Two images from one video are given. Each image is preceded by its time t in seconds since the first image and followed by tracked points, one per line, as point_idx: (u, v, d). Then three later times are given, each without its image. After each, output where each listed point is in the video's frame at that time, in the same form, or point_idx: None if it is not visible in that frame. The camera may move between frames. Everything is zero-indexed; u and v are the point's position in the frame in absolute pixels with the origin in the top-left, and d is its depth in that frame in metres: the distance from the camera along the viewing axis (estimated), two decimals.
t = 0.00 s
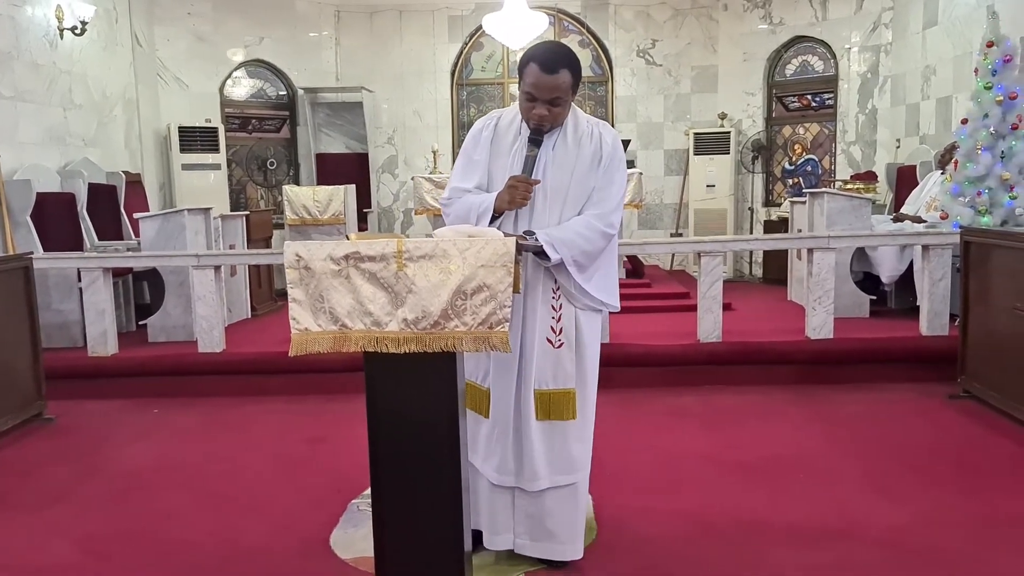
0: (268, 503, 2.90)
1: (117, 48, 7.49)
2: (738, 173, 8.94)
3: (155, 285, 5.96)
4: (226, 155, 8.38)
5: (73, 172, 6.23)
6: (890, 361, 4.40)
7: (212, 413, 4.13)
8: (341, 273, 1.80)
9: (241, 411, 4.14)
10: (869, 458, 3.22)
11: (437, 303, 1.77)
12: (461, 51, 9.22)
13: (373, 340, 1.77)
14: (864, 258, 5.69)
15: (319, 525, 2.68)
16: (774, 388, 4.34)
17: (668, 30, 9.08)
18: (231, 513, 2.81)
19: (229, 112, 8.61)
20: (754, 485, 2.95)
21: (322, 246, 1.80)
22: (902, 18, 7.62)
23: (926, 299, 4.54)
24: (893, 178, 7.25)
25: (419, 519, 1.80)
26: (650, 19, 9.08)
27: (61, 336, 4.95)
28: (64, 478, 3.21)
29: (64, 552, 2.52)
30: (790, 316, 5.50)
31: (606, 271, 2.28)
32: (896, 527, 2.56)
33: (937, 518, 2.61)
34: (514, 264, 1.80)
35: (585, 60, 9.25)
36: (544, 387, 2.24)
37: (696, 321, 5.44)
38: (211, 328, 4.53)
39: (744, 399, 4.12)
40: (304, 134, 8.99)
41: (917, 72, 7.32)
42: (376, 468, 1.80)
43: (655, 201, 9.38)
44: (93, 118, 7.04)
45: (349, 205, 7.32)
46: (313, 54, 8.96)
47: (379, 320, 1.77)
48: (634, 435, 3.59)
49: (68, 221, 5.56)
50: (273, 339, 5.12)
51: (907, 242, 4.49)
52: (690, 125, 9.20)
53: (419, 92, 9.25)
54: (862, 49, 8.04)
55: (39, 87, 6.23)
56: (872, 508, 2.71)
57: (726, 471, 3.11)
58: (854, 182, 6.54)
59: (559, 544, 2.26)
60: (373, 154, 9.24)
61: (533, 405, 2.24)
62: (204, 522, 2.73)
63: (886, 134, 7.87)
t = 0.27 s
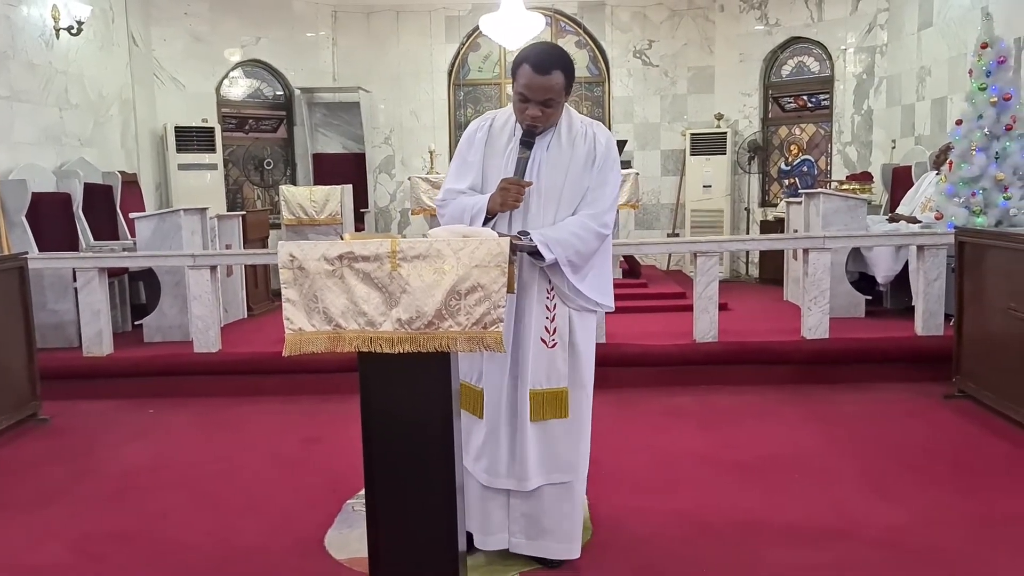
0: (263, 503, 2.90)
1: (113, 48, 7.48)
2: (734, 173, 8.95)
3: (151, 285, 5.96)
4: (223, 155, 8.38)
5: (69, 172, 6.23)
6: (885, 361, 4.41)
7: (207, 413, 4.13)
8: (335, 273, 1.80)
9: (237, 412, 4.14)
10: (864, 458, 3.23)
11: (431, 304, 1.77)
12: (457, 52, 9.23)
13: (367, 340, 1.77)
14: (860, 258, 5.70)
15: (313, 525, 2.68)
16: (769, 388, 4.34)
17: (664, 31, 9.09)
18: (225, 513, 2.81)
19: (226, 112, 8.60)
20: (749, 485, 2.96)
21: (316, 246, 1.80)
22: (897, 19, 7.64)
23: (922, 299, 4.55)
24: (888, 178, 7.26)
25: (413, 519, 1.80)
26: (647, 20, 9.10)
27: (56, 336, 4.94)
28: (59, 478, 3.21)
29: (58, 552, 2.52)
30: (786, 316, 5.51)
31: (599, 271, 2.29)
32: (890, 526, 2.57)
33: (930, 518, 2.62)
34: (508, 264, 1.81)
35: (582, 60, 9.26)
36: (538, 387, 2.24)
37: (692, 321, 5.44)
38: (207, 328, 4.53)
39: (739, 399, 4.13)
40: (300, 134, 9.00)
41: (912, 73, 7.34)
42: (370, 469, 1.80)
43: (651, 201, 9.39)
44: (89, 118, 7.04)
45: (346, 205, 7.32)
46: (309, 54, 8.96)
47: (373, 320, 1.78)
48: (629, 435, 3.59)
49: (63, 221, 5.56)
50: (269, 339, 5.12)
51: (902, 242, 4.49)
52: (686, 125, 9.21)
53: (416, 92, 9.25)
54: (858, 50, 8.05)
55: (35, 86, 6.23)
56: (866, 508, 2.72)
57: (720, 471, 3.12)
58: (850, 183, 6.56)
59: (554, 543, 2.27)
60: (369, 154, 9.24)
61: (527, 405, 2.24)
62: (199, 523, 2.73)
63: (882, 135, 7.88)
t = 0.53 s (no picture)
0: (257, 504, 2.89)
1: (108, 48, 7.46)
2: (730, 175, 8.96)
3: (145, 286, 5.94)
4: (218, 156, 8.36)
5: (63, 172, 6.21)
6: (880, 362, 4.42)
7: (202, 414, 4.12)
8: (330, 275, 1.79)
9: (231, 413, 4.13)
10: (859, 458, 3.23)
11: (426, 305, 1.77)
12: (453, 53, 9.22)
13: (362, 341, 1.77)
14: (855, 259, 5.71)
15: (308, 527, 2.67)
16: (764, 389, 4.35)
17: (660, 32, 9.10)
18: (220, 515, 2.80)
19: (221, 112, 8.59)
20: (744, 486, 2.96)
21: (310, 248, 1.80)
22: (892, 21, 7.66)
23: (916, 301, 4.56)
24: (883, 180, 7.27)
25: (410, 519, 1.79)
26: (643, 22, 9.11)
27: (50, 337, 4.93)
28: (52, 480, 3.20)
29: (50, 554, 2.51)
30: (781, 317, 5.51)
31: (594, 273, 2.29)
32: (884, 527, 2.57)
33: (925, 518, 2.62)
34: (504, 265, 1.81)
35: (578, 62, 9.27)
36: (536, 385, 2.24)
37: (688, 322, 5.45)
38: (202, 329, 4.52)
39: (735, 400, 4.13)
40: (296, 135, 8.98)
41: (907, 75, 7.35)
42: (366, 469, 1.80)
43: (647, 202, 9.40)
44: (83, 118, 7.02)
45: (341, 206, 7.31)
46: (305, 55, 8.95)
47: (368, 321, 1.77)
48: (625, 436, 3.59)
49: (58, 222, 5.54)
50: (264, 340, 5.11)
51: (897, 243, 4.50)
52: (682, 126, 9.22)
53: (412, 93, 9.25)
54: (853, 52, 8.07)
55: (29, 86, 6.22)
56: (861, 508, 2.72)
57: (716, 471, 3.12)
58: (845, 184, 6.57)
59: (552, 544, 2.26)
60: (366, 155, 9.23)
61: (526, 402, 2.24)
62: (193, 524, 2.72)
63: (877, 136, 7.89)
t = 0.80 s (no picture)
0: (252, 506, 2.87)
1: (101, 48, 7.43)
2: (725, 176, 8.97)
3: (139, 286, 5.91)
4: (213, 156, 8.34)
5: (56, 173, 6.18)
6: (876, 363, 4.42)
7: (196, 416, 4.10)
8: (326, 276, 1.78)
9: (226, 414, 4.11)
10: (855, 459, 3.23)
11: (422, 306, 1.76)
12: (449, 53, 9.21)
13: (358, 343, 1.75)
14: (850, 260, 5.72)
15: (303, 528, 2.66)
16: (760, 389, 4.35)
17: (656, 33, 9.11)
18: (214, 517, 2.78)
19: (215, 112, 8.56)
20: (740, 487, 2.95)
21: (306, 248, 1.79)
22: (887, 23, 7.67)
23: (912, 301, 4.57)
24: (878, 181, 7.29)
25: (407, 519, 1.78)
26: (638, 22, 9.11)
27: (43, 338, 4.90)
28: (45, 482, 3.18)
29: (42, 557, 2.49)
30: (777, 318, 5.52)
31: (590, 273, 2.28)
32: (881, 528, 2.56)
33: (921, 519, 2.62)
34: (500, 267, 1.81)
35: (574, 62, 9.27)
36: (531, 378, 2.24)
37: (683, 323, 5.44)
38: (196, 330, 4.50)
39: (731, 401, 4.13)
40: (291, 135, 8.95)
41: (901, 77, 7.37)
42: (362, 470, 1.78)
43: (643, 203, 9.40)
44: (76, 118, 6.99)
45: (336, 206, 7.29)
46: (300, 55, 8.93)
47: (364, 323, 1.76)
48: (620, 437, 3.58)
49: (51, 222, 5.51)
50: (259, 341, 5.09)
51: (892, 244, 4.50)
52: (677, 127, 9.22)
53: (407, 93, 9.24)
54: (848, 53, 8.08)
55: (22, 86, 6.19)
56: (858, 509, 2.72)
57: (712, 472, 3.11)
58: (840, 185, 6.59)
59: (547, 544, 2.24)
60: (361, 155, 9.21)
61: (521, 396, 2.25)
62: (187, 526, 2.70)
63: (872, 137, 7.91)
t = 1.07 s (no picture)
0: (249, 508, 2.85)
1: (95, 48, 7.39)
2: (722, 176, 8.97)
3: (135, 287, 5.88)
4: (208, 156, 8.30)
5: (50, 173, 6.15)
6: (873, 363, 4.42)
7: (192, 417, 4.07)
8: (324, 277, 1.77)
9: (222, 416, 4.09)
10: (854, 459, 3.22)
11: (422, 307, 1.74)
12: (445, 54, 9.20)
13: (357, 345, 1.74)
14: (847, 261, 5.72)
15: (300, 530, 2.64)
16: (758, 390, 4.34)
17: (652, 33, 9.10)
18: (210, 519, 2.76)
19: (211, 113, 8.52)
20: (740, 488, 2.94)
21: (305, 250, 1.78)
22: (883, 24, 7.68)
23: (909, 302, 4.57)
24: (875, 181, 7.30)
25: (405, 520, 1.76)
26: (635, 23, 9.11)
27: (38, 340, 4.87)
28: (39, 484, 3.15)
29: (37, 561, 2.46)
30: (775, 318, 5.52)
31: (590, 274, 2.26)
32: (880, 528, 2.56)
33: (921, 520, 2.62)
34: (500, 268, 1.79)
35: (570, 62, 9.26)
36: (526, 378, 2.22)
37: (681, 323, 5.44)
38: (193, 332, 4.48)
39: (729, 402, 4.13)
40: (287, 135, 8.93)
41: (898, 77, 7.38)
42: (361, 471, 1.77)
43: (639, 203, 9.40)
44: (71, 119, 6.95)
45: (333, 207, 7.27)
46: (296, 55, 8.90)
47: (363, 324, 1.74)
48: (619, 438, 3.57)
49: (45, 223, 5.48)
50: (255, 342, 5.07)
51: (889, 245, 4.50)
52: (674, 128, 9.23)
53: (404, 93, 9.22)
54: (844, 53, 8.09)
55: (16, 86, 6.15)
56: (857, 510, 2.71)
57: (711, 474, 3.10)
58: (837, 185, 6.59)
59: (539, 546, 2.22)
60: (357, 155, 9.19)
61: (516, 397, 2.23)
62: (183, 529, 2.68)
63: (868, 138, 7.92)
